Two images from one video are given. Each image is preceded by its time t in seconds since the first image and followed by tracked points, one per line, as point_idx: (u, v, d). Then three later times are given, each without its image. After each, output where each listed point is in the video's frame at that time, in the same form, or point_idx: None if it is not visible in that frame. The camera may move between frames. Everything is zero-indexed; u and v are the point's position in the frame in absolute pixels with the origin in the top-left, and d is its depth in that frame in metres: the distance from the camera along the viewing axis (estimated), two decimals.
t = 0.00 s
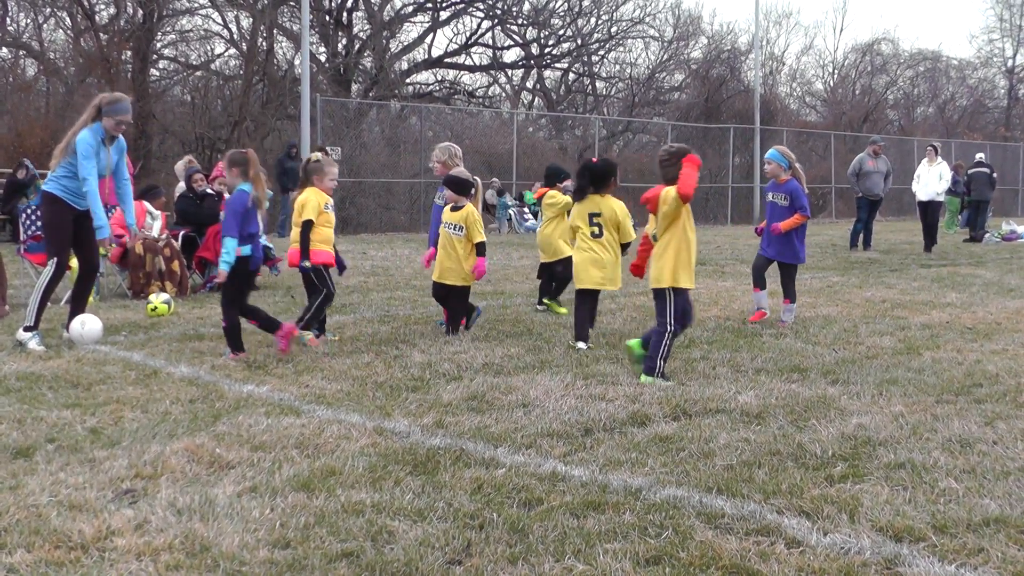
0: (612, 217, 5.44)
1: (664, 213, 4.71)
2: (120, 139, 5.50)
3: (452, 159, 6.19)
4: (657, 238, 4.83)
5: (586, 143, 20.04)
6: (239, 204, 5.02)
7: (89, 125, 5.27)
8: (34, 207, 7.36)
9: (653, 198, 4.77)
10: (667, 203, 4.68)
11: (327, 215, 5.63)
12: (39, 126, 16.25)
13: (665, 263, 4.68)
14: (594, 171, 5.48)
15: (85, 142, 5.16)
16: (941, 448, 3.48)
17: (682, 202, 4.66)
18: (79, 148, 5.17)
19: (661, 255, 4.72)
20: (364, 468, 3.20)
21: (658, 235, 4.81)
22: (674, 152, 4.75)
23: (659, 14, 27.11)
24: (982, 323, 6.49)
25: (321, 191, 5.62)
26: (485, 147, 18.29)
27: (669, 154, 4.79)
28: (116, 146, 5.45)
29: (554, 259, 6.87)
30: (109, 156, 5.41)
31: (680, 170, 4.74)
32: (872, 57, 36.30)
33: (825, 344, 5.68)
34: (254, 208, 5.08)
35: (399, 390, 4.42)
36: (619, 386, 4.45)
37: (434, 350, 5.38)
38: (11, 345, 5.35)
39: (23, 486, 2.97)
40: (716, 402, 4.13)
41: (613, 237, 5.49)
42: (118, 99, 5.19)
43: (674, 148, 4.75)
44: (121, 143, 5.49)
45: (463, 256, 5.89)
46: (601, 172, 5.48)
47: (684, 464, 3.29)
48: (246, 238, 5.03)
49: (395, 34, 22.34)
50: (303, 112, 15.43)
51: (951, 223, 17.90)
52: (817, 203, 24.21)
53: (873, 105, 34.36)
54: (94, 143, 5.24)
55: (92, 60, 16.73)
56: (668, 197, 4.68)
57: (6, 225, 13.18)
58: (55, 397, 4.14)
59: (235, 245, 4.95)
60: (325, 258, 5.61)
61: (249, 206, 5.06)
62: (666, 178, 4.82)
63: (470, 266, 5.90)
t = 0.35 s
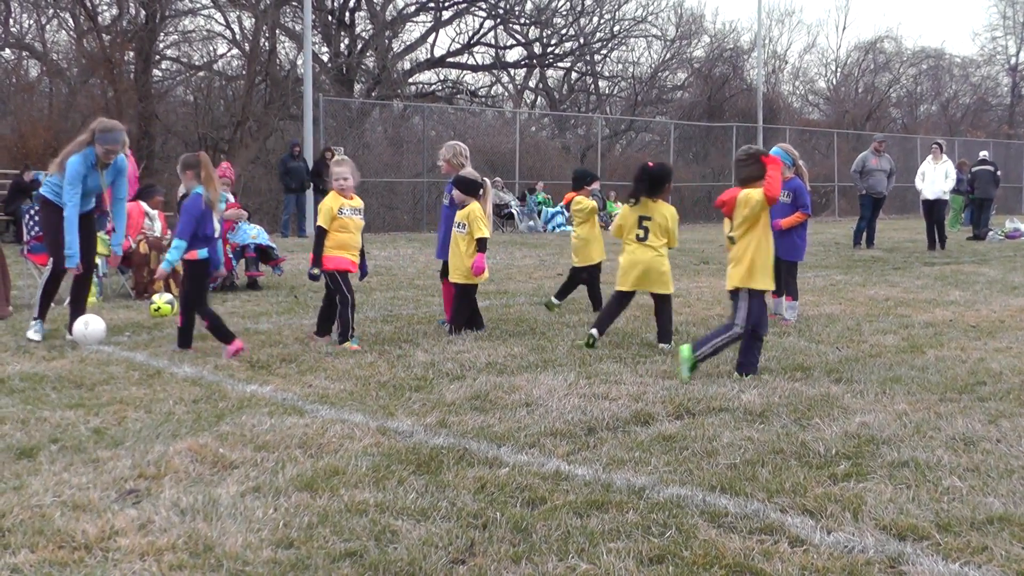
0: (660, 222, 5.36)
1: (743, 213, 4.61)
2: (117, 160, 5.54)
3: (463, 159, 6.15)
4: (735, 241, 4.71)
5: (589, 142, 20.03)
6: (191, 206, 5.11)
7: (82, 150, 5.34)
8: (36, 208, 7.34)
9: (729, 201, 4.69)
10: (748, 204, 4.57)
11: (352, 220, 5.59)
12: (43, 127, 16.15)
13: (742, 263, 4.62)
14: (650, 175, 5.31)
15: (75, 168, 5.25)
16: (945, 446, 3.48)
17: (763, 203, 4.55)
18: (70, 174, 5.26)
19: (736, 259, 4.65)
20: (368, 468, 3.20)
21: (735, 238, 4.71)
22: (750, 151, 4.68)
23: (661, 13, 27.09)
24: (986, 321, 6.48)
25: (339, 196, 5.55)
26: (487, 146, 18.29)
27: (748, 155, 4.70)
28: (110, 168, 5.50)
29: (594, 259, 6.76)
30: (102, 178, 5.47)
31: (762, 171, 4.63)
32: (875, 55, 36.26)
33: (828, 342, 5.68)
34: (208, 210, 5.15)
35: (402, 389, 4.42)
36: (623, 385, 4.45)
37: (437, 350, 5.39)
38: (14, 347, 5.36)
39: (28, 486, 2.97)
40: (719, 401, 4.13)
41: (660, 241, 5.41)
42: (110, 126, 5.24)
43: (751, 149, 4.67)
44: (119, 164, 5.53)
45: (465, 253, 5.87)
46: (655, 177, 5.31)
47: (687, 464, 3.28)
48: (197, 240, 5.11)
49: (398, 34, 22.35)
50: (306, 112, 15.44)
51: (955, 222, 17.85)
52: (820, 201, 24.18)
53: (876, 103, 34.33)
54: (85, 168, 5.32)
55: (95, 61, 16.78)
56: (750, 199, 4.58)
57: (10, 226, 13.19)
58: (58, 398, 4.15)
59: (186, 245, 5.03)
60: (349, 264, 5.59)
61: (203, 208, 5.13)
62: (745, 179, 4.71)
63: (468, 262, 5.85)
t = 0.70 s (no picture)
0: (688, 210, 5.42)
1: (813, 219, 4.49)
2: (97, 158, 5.57)
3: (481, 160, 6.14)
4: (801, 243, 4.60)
5: (589, 140, 20.03)
6: (150, 204, 5.12)
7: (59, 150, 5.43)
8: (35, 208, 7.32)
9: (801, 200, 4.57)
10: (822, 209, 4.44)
11: (356, 213, 5.56)
12: (43, 128, 15.98)
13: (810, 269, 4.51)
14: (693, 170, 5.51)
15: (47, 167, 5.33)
16: (945, 443, 3.47)
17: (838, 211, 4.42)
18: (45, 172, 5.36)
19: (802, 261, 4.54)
20: (368, 467, 3.20)
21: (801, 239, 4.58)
22: (826, 154, 4.50)
23: (661, 11, 27.07)
24: (985, 317, 6.49)
25: (358, 192, 5.59)
26: (486, 145, 18.28)
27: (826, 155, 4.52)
28: (88, 166, 5.51)
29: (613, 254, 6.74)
30: (80, 176, 5.49)
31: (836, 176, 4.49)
32: (874, 52, 36.27)
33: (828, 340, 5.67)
34: (167, 207, 5.17)
35: (403, 388, 4.42)
36: (623, 383, 4.45)
37: (437, 348, 5.39)
38: (14, 348, 5.36)
39: (28, 487, 2.97)
40: (720, 398, 4.13)
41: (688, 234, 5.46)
42: (79, 121, 5.29)
43: (826, 150, 4.50)
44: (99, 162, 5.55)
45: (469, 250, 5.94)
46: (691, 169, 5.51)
47: (688, 461, 3.29)
48: (158, 238, 5.17)
49: (397, 33, 22.34)
50: (305, 112, 15.45)
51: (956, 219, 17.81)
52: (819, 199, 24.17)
53: (876, 101, 34.34)
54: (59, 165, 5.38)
55: (94, 61, 16.76)
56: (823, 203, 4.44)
57: (10, 227, 13.18)
58: (59, 398, 4.16)
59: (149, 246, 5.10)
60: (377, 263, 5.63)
61: (165, 207, 5.16)
62: (820, 180, 4.55)
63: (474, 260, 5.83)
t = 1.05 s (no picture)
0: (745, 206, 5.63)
1: (892, 208, 4.43)
2: (72, 134, 5.85)
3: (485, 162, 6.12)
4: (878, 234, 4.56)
5: (588, 138, 20.02)
6: (94, 203, 5.04)
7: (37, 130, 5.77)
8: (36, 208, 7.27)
9: (879, 190, 4.52)
10: (900, 199, 4.39)
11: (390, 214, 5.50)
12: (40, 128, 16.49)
13: (884, 260, 4.46)
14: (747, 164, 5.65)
15: (24, 148, 5.68)
16: (944, 440, 3.48)
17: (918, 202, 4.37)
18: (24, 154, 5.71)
19: (881, 252, 4.49)
20: (368, 466, 3.20)
21: (878, 230, 4.55)
22: (906, 142, 4.44)
23: (660, 9, 27.05)
24: (985, 314, 6.48)
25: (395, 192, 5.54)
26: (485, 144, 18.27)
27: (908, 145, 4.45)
28: (63, 142, 5.80)
29: (624, 254, 6.84)
30: (56, 153, 5.77)
31: (918, 166, 4.41)
32: (873, 50, 36.32)
33: (828, 338, 5.66)
34: (110, 207, 5.06)
35: (402, 387, 4.42)
36: (623, 381, 4.45)
37: (437, 347, 5.38)
38: (13, 348, 5.36)
39: (28, 487, 2.97)
40: (720, 397, 4.12)
41: (747, 228, 5.60)
42: (44, 95, 5.56)
43: (909, 139, 4.43)
44: (74, 137, 5.84)
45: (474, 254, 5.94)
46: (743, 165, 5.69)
47: (689, 459, 3.28)
48: (103, 236, 5.06)
49: (396, 32, 22.31)
50: (304, 111, 15.44)
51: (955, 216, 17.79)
52: (819, 197, 24.15)
53: (875, 98, 34.35)
54: (35, 144, 5.71)
55: (93, 60, 16.74)
56: (902, 194, 4.39)
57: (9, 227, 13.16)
58: (59, 398, 4.15)
59: (89, 244, 5.02)
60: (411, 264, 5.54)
61: (107, 207, 5.06)
62: (901, 172, 4.49)
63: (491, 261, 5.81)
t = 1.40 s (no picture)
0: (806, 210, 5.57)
1: (963, 206, 4.45)
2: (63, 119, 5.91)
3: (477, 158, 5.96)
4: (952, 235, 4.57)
5: (588, 137, 20.03)
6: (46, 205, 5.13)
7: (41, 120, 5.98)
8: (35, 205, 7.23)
9: (950, 191, 4.53)
10: (971, 198, 4.41)
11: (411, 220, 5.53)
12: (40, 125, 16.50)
13: (962, 262, 4.47)
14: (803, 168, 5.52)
15: (22, 139, 5.92)
16: (944, 440, 3.47)
17: (990, 200, 4.37)
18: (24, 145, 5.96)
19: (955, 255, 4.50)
20: (368, 464, 3.20)
21: (952, 232, 4.57)
22: (978, 141, 4.46)
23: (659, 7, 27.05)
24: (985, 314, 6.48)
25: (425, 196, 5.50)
26: (485, 142, 18.27)
27: (979, 143, 4.47)
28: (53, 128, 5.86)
29: (625, 253, 6.84)
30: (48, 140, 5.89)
31: (991, 164, 4.44)
32: (873, 49, 36.33)
33: (829, 338, 5.66)
34: (58, 208, 5.08)
35: (402, 385, 4.42)
36: (622, 380, 4.45)
37: (436, 345, 5.38)
38: (11, 346, 5.34)
39: (28, 485, 2.97)
40: (719, 396, 4.12)
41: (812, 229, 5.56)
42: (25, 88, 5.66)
43: (979, 136, 4.46)
44: (63, 122, 5.87)
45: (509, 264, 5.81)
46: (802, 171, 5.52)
47: (688, 458, 3.28)
48: (51, 238, 5.07)
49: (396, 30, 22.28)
50: (304, 109, 15.43)
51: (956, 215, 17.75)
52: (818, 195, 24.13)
53: (874, 97, 34.36)
54: (30, 134, 5.91)
55: (92, 58, 16.73)
56: (973, 193, 4.41)
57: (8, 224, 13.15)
58: (58, 396, 4.15)
59: (38, 244, 5.09)
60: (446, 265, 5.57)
61: (54, 208, 5.10)
62: (971, 170, 4.51)
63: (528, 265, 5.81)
